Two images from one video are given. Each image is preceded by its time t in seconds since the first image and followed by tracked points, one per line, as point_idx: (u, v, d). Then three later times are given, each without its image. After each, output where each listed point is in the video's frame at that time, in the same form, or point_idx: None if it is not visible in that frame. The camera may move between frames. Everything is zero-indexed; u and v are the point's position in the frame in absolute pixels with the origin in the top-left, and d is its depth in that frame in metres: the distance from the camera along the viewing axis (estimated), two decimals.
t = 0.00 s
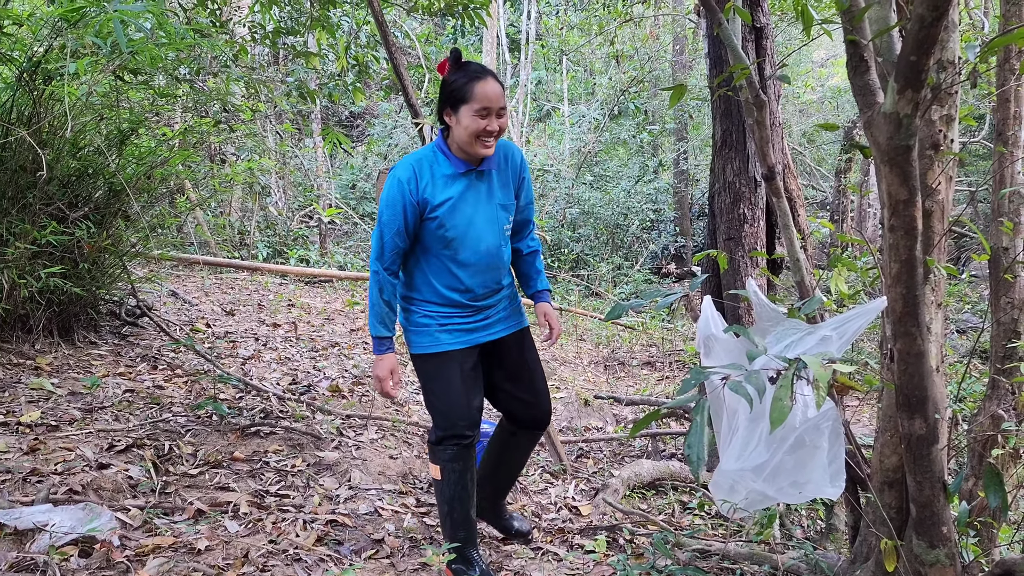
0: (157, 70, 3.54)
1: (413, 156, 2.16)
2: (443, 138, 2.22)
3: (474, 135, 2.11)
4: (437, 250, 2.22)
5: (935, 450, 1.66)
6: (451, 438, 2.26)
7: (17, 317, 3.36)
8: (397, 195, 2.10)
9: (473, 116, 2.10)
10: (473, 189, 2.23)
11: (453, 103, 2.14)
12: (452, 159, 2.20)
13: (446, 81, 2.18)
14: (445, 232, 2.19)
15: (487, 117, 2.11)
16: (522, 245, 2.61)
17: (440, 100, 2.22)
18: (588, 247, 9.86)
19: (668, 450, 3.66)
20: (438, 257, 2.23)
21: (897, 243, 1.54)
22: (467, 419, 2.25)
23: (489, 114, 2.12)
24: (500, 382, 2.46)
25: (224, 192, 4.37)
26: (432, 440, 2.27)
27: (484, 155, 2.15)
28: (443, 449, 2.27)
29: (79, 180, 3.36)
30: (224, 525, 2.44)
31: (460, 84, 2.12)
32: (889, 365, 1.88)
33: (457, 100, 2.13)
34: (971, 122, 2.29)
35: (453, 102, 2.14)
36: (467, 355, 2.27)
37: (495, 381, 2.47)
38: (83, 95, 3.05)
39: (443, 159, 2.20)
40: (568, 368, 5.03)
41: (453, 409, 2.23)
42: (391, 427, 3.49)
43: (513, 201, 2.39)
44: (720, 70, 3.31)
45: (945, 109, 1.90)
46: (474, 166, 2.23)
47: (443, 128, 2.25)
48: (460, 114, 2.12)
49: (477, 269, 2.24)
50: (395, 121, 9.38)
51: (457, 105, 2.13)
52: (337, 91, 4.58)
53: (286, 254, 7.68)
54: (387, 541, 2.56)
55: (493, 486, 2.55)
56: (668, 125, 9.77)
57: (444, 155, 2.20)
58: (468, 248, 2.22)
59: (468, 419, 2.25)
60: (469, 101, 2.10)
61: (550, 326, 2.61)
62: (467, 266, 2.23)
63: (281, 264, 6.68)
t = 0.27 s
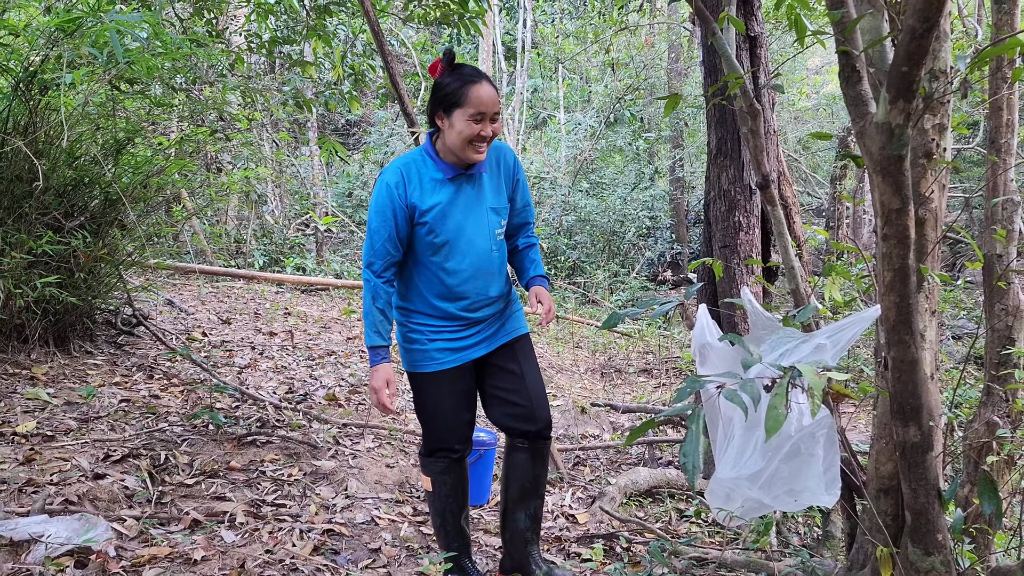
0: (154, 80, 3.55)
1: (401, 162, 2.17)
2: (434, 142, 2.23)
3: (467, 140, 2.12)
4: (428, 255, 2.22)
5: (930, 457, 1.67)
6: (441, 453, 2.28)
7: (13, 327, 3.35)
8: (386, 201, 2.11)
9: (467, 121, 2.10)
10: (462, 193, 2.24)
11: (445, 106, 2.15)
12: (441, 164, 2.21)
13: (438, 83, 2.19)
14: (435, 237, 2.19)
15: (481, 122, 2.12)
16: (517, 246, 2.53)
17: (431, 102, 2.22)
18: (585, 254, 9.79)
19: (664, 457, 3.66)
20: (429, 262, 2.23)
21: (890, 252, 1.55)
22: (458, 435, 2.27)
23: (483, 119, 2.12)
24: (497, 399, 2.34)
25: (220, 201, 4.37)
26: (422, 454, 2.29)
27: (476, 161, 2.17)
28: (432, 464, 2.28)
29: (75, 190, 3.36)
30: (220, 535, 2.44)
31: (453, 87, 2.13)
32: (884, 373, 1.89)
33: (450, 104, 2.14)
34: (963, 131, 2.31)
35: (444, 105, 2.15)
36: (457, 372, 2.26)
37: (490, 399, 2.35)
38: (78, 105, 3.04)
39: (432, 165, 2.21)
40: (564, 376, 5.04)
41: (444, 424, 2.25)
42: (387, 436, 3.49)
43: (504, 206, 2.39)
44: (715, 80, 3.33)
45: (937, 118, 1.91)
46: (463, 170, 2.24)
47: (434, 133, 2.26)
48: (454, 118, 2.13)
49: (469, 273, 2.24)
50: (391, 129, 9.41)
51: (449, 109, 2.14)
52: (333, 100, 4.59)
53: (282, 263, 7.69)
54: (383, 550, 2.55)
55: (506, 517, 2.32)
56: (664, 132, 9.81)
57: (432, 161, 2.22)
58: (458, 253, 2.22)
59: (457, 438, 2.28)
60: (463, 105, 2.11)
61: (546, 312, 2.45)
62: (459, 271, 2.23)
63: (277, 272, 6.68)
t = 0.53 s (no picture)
0: (149, 88, 3.56)
1: (402, 164, 2.17)
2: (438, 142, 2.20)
3: (472, 136, 2.07)
4: (427, 261, 2.17)
5: (924, 463, 1.67)
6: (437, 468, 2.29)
7: (7, 335, 3.34)
8: (384, 204, 2.11)
9: (471, 116, 2.06)
10: (462, 195, 2.17)
11: (449, 103, 2.12)
12: (442, 165, 2.17)
13: (442, 82, 2.17)
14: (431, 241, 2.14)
15: (486, 119, 2.09)
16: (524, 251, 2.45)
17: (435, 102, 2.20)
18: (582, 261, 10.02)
19: (660, 463, 3.66)
20: (428, 267, 2.17)
21: (883, 258, 1.55)
22: (453, 449, 2.28)
23: (487, 116, 2.09)
24: (486, 419, 2.22)
25: (216, 208, 4.37)
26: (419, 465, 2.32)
27: (481, 159, 2.10)
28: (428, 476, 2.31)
29: (70, 198, 3.36)
30: (215, 543, 2.43)
31: (458, 85, 2.11)
32: (877, 378, 1.90)
33: (455, 100, 2.11)
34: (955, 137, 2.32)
35: (449, 102, 2.12)
36: (454, 390, 2.22)
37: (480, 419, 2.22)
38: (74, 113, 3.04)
39: (434, 167, 2.18)
40: (560, 382, 5.04)
41: (437, 438, 2.25)
42: (383, 443, 3.48)
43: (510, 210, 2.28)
44: (709, 86, 3.35)
45: (929, 124, 1.91)
46: (465, 172, 2.18)
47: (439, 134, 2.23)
48: (459, 114, 2.09)
49: (466, 279, 2.16)
50: (387, 136, 9.44)
51: (453, 105, 2.11)
52: (329, 107, 4.60)
53: (277, 270, 7.70)
54: (379, 558, 2.54)
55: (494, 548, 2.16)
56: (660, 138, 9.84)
57: (434, 162, 2.18)
58: (457, 257, 2.15)
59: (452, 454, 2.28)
60: (467, 101, 2.08)
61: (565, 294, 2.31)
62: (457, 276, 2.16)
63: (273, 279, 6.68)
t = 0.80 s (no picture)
0: (145, 95, 3.56)
1: (425, 162, 2.11)
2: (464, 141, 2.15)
3: (499, 129, 2.01)
4: (441, 265, 2.09)
5: (918, 467, 1.67)
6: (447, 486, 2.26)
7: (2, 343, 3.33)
8: (397, 202, 2.06)
9: (499, 110, 2.02)
10: (480, 197, 2.07)
11: (477, 98, 2.07)
12: (466, 164, 2.10)
13: (473, 80, 2.13)
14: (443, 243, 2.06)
15: (514, 115, 2.03)
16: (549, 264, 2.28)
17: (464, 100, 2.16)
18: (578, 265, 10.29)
19: (656, 468, 3.67)
20: (440, 271, 2.09)
21: (876, 264, 1.55)
22: (460, 463, 2.23)
23: (516, 113, 2.04)
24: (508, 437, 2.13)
25: (211, 215, 4.38)
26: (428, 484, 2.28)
27: (505, 155, 2.04)
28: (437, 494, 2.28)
29: (66, 205, 3.36)
30: (211, 551, 2.42)
31: (487, 80, 2.06)
32: (872, 384, 1.91)
33: (484, 94, 2.06)
34: (947, 143, 2.33)
35: (477, 98, 2.08)
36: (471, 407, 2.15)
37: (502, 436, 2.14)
38: (69, 120, 3.04)
39: (456, 167, 2.11)
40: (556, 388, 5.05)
41: (444, 452, 2.21)
42: (379, 449, 3.48)
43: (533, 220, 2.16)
44: (703, 93, 3.36)
45: (922, 130, 1.92)
46: (488, 174, 2.09)
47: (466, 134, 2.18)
48: (488, 107, 2.03)
49: (477, 287, 2.05)
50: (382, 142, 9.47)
51: (482, 100, 2.06)
52: (324, 114, 4.61)
53: (273, 276, 7.71)
54: (375, 565, 2.54)
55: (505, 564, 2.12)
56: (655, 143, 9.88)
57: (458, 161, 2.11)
58: (470, 263, 2.05)
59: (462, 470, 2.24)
60: (496, 96, 2.03)
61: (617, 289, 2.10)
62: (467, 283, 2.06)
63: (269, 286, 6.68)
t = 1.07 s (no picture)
0: (139, 102, 3.56)
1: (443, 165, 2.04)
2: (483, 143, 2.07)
3: (520, 133, 1.94)
4: (465, 272, 2.03)
5: (911, 472, 1.65)
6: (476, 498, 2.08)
7: None
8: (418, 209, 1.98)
9: (520, 112, 1.94)
10: (505, 202, 2.02)
11: (496, 100, 2.00)
12: (487, 167, 2.04)
13: (489, 79, 2.05)
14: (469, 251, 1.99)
15: (535, 117, 1.96)
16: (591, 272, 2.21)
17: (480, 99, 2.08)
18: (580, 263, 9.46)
19: (651, 474, 3.68)
20: (465, 278, 2.04)
21: (867, 270, 1.53)
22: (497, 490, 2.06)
23: (536, 114, 1.96)
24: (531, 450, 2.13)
25: (205, 222, 4.38)
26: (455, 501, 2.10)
27: (527, 159, 1.98)
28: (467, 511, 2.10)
29: (59, 212, 3.35)
30: (205, 559, 2.42)
31: (505, 80, 1.98)
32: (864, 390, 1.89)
33: (503, 96, 1.98)
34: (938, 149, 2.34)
35: (496, 99, 2.00)
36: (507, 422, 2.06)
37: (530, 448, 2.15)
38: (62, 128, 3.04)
39: (476, 171, 2.05)
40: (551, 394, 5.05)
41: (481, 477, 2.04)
42: (374, 456, 3.47)
43: (559, 222, 2.13)
44: (696, 99, 3.38)
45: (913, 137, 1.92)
46: (510, 177, 2.04)
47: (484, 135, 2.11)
48: (509, 109, 1.96)
49: (507, 294, 2.01)
50: (377, 148, 9.49)
51: (501, 103, 1.98)
52: (319, 121, 4.62)
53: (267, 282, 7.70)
54: (370, 572, 2.53)
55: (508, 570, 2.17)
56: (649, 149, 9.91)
57: (478, 164, 2.05)
58: (497, 270, 2.00)
59: (494, 476, 2.03)
60: (516, 97, 1.95)
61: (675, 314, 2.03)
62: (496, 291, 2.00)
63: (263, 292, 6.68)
